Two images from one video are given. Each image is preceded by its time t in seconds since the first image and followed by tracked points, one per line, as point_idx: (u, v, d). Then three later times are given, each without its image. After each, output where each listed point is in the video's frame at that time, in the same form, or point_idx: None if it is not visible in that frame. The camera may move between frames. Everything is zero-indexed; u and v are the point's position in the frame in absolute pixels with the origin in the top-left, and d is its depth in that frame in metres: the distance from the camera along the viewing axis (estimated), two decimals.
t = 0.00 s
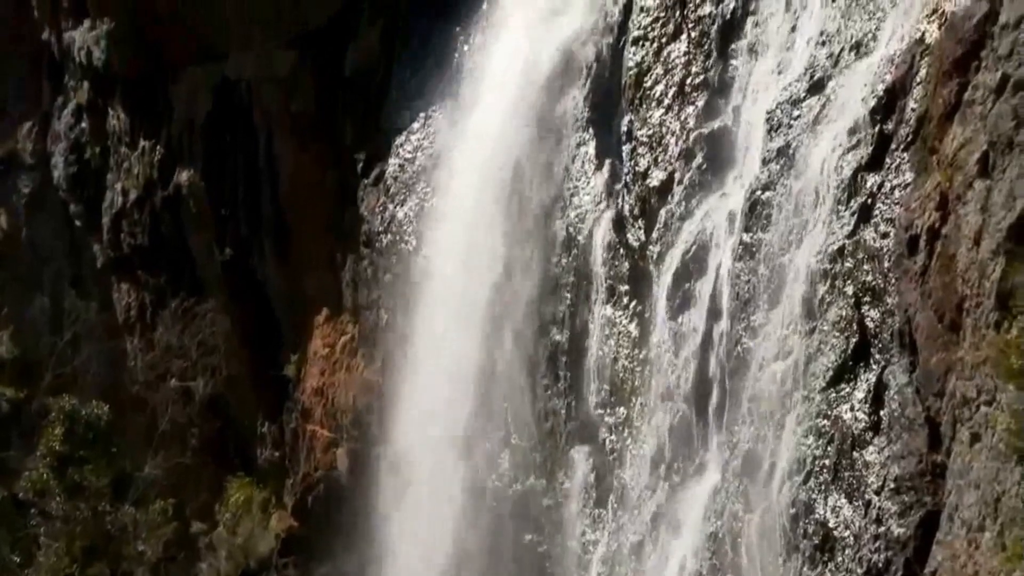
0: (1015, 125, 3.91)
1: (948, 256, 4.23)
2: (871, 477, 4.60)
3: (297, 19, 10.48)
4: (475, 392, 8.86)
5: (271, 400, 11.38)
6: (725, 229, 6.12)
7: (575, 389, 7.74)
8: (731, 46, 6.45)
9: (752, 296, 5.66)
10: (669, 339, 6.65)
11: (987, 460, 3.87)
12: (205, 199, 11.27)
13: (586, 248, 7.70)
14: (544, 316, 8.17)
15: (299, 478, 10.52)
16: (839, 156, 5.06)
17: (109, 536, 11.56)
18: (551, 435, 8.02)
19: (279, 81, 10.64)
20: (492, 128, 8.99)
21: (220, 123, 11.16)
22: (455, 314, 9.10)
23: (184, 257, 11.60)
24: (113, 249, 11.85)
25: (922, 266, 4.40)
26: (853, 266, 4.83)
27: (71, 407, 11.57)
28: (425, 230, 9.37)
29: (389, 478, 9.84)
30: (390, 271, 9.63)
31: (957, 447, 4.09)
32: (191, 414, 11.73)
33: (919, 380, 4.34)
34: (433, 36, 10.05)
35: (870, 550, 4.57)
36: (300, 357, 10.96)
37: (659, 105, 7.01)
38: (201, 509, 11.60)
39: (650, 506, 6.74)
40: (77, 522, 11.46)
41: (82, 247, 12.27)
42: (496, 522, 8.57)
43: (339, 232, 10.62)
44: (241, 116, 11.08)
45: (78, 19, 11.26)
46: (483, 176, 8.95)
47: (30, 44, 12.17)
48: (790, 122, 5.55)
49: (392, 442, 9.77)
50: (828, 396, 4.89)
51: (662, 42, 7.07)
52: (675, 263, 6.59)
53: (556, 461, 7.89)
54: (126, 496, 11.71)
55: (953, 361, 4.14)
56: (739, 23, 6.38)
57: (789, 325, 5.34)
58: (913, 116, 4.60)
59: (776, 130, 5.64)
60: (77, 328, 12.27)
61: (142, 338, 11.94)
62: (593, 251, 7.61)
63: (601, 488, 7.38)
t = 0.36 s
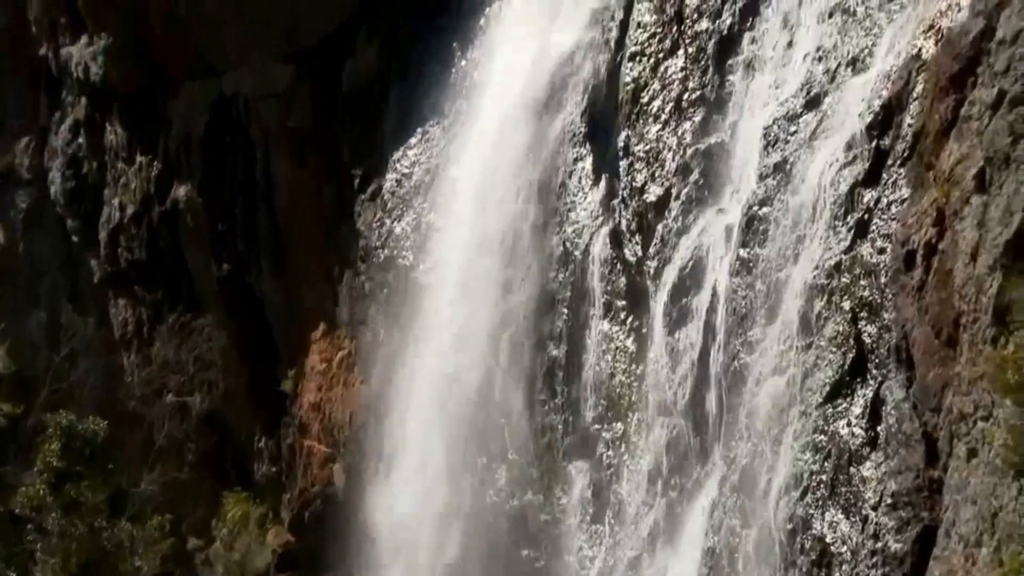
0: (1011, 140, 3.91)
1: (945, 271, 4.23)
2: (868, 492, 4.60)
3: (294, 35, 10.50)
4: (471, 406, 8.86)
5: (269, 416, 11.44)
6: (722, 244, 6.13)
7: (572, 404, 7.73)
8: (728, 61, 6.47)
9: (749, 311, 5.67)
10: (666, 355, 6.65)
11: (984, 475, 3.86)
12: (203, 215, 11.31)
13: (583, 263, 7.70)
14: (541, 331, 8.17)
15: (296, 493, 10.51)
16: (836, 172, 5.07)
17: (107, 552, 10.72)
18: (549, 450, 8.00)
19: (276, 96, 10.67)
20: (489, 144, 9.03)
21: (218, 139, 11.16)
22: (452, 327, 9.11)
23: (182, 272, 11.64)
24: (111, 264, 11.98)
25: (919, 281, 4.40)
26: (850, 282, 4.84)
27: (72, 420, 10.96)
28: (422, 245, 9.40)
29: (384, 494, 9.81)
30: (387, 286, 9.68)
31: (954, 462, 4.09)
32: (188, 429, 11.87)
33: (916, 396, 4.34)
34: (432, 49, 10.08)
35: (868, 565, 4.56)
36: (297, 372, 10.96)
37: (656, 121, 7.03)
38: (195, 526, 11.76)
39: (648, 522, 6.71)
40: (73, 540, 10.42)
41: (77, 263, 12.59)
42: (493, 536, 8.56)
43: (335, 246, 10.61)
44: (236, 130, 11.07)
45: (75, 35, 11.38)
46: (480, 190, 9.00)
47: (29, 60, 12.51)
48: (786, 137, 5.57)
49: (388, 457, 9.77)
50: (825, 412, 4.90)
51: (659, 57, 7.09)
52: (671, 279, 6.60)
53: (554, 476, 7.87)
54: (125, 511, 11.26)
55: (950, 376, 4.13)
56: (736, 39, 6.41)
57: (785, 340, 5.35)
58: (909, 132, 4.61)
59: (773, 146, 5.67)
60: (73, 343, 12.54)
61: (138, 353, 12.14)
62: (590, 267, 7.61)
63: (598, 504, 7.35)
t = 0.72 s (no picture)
0: (1007, 155, 3.92)
1: (941, 284, 4.24)
2: (865, 506, 4.59)
3: (293, 47, 10.64)
4: (467, 418, 8.84)
5: (265, 430, 11.36)
6: (718, 257, 6.14)
7: (569, 417, 7.73)
8: (725, 74, 6.49)
9: (746, 324, 5.67)
10: (663, 368, 6.65)
11: (981, 488, 3.86)
12: (200, 228, 11.31)
13: (580, 277, 7.70)
14: (537, 344, 8.16)
15: (293, 506, 10.50)
16: (832, 185, 5.07)
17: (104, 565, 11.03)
18: (545, 463, 7.99)
19: (272, 109, 10.75)
20: (485, 157, 9.04)
21: (215, 151, 11.21)
22: (448, 340, 9.11)
23: (179, 285, 11.61)
24: (108, 277, 12.01)
25: (915, 294, 4.41)
26: (846, 295, 4.84)
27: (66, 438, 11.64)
28: (419, 258, 9.40)
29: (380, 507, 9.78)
30: (384, 300, 9.68)
31: (951, 476, 4.09)
32: (183, 442, 11.78)
33: (913, 409, 4.35)
34: (429, 62, 10.20)
35: None
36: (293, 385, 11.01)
37: (652, 134, 7.05)
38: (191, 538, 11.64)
39: (644, 536, 6.71)
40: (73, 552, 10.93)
41: (74, 277, 12.60)
42: (488, 550, 8.51)
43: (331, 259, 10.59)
44: (234, 143, 11.13)
45: (71, 49, 11.41)
46: (476, 203, 9.00)
47: (24, 73, 12.53)
48: (783, 150, 5.58)
49: (383, 470, 9.74)
50: (822, 425, 4.89)
51: (655, 71, 7.13)
52: (668, 292, 6.60)
53: (550, 489, 7.86)
54: (120, 524, 11.58)
55: (946, 390, 4.14)
56: (733, 52, 6.44)
57: (782, 354, 5.35)
58: (906, 145, 4.62)
59: (769, 159, 5.68)
60: (70, 355, 12.65)
61: (136, 366, 12.13)
62: (587, 280, 7.61)
63: (595, 517, 7.35)
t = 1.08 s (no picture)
0: (1003, 167, 3.93)
1: (938, 296, 4.24)
2: (862, 517, 4.60)
3: (290, 61, 10.68)
4: (463, 430, 8.84)
5: (260, 438, 11.34)
6: (715, 269, 6.15)
7: (565, 428, 7.73)
8: (721, 86, 6.52)
9: (742, 336, 5.67)
10: (659, 380, 6.65)
11: (977, 501, 3.86)
12: (196, 239, 11.33)
13: (576, 289, 7.69)
14: (534, 356, 8.16)
15: (289, 518, 10.48)
16: (829, 198, 5.07)
17: None
18: (541, 475, 7.99)
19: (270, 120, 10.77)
20: (481, 169, 9.06)
21: (210, 163, 11.23)
22: (443, 352, 9.11)
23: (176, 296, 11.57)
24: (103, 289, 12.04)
25: (912, 306, 4.40)
26: (842, 307, 4.84)
27: (60, 449, 12.01)
28: (415, 270, 9.42)
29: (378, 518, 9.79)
30: (380, 311, 9.68)
31: (947, 487, 4.09)
32: (179, 454, 11.73)
33: (909, 421, 4.35)
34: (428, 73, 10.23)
35: None
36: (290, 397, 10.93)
37: (649, 146, 7.06)
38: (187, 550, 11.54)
39: (640, 547, 6.71)
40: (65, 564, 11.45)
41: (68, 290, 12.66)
42: (485, 562, 8.50)
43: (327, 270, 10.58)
44: (231, 154, 11.11)
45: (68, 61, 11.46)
46: (472, 215, 9.02)
47: (20, 86, 12.61)
48: (779, 162, 5.58)
49: (381, 481, 9.74)
50: (817, 437, 4.88)
51: (652, 83, 7.16)
52: (664, 304, 6.62)
53: (546, 502, 7.86)
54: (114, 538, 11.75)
55: (943, 402, 4.14)
56: (729, 65, 6.47)
57: (778, 366, 5.34)
58: (902, 157, 4.63)
59: (765, 171, 5.68)
60: (66, 367, 12.72)
61: (132, 378, 12.11)
62: (583, 292, 7.61)
63: (591, 529, 7.34)
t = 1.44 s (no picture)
0: (999, 179, 3.94)
1: (934, 308, 4.24)
2: (859, 530, 4.60)
3: (289, 70, 10.74)
4: (460, 442, 8.82)
5: (257, 453, 11.24)
6: (712, 280, 6.14)
7: (563, 440, 7.71)
8: (718, 98, 6.54)
9: (739, 348, 5.66)
10: (657, 391, 6.64)
11: (974, 513, 3.85)
12: (193, 250, 11.34)
13: (573, 300, 7.69)
14: (531, 368, 8.15)
15: (286, 529, 10.44)
16: (826, 209, 5.08)
17: None
18: (538, 487, 7.96)
19: (268, 133, 10.84)
20: (477, 181, 9.05)
21: (207, 176, 11.22)
22: (440, 364, 9.10)
23: (170, 309, 11.61)
24: (101, 301, 12.08)
25: (908, 317, 4.41)
26: (839, 319, 4.84)
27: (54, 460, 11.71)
28: (412, 282, 9.41)
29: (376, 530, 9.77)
30: (377, 323, 9.67)
31: (944, 500, 4.08)
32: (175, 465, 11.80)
33: (906, 433, 4.34)
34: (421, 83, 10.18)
35: None
36: (286, 410, 10.87)
37: (646, 157, 7.05)
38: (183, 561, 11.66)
39: (638, 559, 6.69)
40: None
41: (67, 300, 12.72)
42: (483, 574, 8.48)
43: (325, 281, 10.55)
44: (228, 166, 11.11)
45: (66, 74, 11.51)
46: (469, 228, 9.01)
47: (17, 94, 12.41)
48: (776, 174, 5.58)
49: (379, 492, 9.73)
50: (815, 450, 4.86)
51: (649, 95, 7.16)
52: (661, 316, 6.62)
53: (543, 514, 7.84)
54: (112, 548, 11.88)
55: (940, 413, 4.14)
56: (725, 77, 6.49)
57: (775, 378, 5.33)
58: (899, 169, 4.64)
59: (762, 183, 5.67)
60: (64, 379, 12.77)
61: (127, 391, 12.20)
62: (581, 304, 7.60)
63: (588, 541, 7.32)
